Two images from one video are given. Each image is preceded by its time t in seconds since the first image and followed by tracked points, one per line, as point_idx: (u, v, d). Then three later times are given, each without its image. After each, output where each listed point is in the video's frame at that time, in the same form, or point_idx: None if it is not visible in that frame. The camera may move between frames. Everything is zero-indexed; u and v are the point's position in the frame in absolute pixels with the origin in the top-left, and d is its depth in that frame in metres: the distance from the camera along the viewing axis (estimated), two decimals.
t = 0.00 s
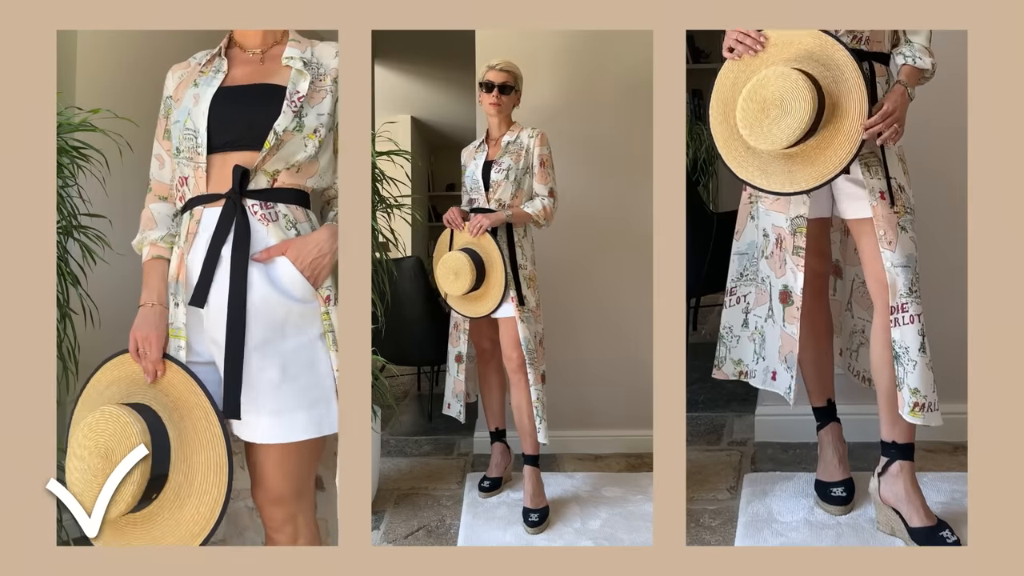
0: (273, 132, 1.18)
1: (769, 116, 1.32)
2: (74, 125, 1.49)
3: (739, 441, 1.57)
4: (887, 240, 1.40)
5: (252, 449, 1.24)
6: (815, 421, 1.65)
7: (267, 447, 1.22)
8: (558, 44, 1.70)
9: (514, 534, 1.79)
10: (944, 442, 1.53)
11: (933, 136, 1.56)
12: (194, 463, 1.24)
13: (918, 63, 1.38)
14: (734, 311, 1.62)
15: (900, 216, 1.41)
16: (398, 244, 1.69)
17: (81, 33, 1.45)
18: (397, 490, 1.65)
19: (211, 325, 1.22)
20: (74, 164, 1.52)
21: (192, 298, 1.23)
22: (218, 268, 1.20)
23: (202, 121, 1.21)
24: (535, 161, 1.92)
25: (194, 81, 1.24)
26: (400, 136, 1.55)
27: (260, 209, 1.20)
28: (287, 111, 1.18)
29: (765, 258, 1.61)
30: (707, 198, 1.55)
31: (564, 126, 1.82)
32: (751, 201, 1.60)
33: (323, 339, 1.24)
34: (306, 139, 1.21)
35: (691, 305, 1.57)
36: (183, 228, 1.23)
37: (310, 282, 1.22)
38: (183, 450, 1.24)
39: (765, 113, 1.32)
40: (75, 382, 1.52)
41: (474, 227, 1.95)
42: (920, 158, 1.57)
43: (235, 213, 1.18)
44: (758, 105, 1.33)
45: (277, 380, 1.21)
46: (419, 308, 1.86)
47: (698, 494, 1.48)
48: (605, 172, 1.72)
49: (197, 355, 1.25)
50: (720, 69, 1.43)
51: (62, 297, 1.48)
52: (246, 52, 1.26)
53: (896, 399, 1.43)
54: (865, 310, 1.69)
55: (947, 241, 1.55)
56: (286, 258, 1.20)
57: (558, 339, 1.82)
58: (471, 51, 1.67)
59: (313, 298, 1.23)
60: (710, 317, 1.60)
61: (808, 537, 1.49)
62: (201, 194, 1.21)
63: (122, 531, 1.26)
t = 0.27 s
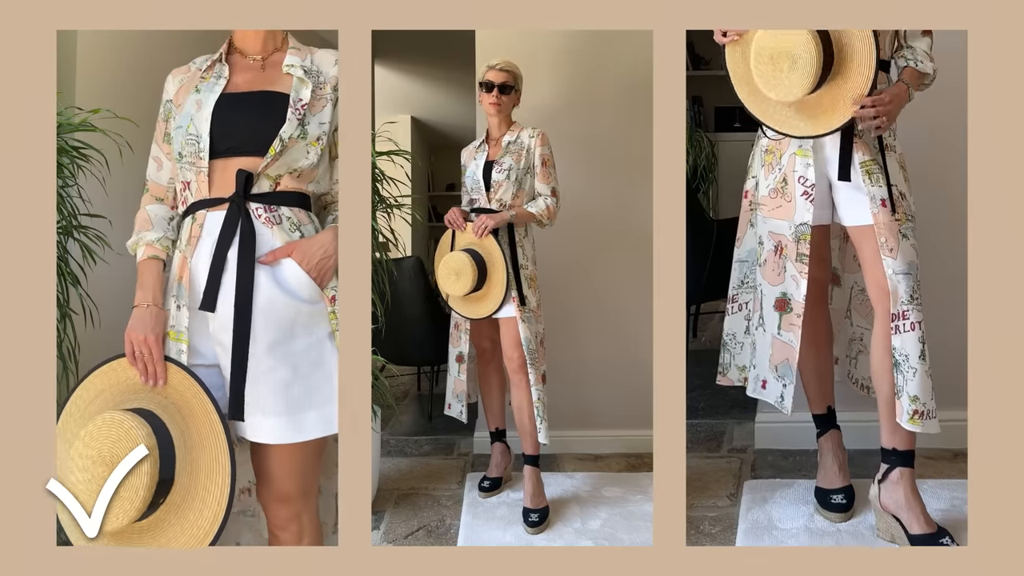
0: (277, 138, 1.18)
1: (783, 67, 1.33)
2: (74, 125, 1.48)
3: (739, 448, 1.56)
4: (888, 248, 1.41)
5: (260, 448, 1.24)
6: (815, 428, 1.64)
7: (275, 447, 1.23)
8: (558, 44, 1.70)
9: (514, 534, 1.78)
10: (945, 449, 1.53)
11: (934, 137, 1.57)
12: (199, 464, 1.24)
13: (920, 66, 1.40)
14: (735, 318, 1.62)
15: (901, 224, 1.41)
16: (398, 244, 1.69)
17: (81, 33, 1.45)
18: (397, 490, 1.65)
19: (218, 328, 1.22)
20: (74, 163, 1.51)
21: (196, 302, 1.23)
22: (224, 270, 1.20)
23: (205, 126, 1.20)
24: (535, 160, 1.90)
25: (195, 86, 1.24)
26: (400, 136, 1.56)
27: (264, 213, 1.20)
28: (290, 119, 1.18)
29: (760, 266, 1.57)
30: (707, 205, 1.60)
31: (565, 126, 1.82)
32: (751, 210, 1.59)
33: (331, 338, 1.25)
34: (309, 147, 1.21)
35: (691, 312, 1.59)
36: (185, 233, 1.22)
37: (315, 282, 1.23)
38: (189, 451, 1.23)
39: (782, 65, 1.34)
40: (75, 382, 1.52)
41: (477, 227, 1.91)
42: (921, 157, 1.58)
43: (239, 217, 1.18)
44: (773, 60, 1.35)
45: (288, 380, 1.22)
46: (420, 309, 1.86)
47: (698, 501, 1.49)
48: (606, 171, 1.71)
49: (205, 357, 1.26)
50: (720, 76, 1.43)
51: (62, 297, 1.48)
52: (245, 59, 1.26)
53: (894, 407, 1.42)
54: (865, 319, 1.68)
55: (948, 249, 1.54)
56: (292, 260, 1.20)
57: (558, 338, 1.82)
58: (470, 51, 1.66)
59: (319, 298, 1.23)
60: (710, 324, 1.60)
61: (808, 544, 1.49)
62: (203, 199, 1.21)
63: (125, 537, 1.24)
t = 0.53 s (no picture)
0: (272, 136, 1.18)
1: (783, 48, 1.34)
2: (74, 125, 1.48)
3: (739, 455, 1.56)
4: (889, 255, 1.41)
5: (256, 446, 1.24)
6: (815, 435, 1.64)
7: (272, 446, 1.23)
8: (558, 44, 1.71)
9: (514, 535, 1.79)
10: (944, 456, 1.54)
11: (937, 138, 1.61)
12: (218, 459, 1.23)
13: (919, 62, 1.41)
14: (742, 326, 1.59)
15: (902, 231, 1.41)
16: (398, 244, 1.69)
17: (81, 33, 1.44)
18: (397, 490, 1.65)
19: (217, 325, 1.22)
20: (74, 164, 1.51)
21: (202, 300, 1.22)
22: (222, 270, 1.20)
23: (204, 128, 1.21)
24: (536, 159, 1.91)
25: (197, 90, 1.24)
26: (400, 136, 1.56)
27: (262, 212, 1.20)
28: (285, 115, 1.19)
29: (759, 272, 1.56)
30: (707, 212, 1.59)
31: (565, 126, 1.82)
32: (753, 217, 1.58)
33: (327, 338, 1.25)
34: (306, 142, 1.21)
35: (691, 319, 1.59)
36: (188, 232, 1.23)
37: (312, 282, 1.22)
38: (208, 447, 1.23)
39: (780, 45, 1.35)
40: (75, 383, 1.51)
41: (477, 227, 1.90)
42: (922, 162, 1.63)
43: (237, 217, 1.19)
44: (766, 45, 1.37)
45: (281, 379, 1.22)
46: (420, 308, 1.86)
47: (698, 508, 1.49)
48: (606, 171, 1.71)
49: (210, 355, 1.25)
50: (720, 83, 1.44)
51: (62, 297, 1.48)
52: (247, 59, 1.26)
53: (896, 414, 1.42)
54: (866, 325, 1.66)
55: (948, 258, 1.57)
56: (288, 260, 1.21)
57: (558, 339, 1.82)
58: (470, 51, 1.66)
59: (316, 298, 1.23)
60: (710, 331, 1.61)
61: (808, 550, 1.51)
62: (205, 199, 1.22)
63: (152, 535, 1.25)
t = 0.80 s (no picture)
0: (266, 136, 1.18)
1: (784, 72, 1.32)
2: (74, 125, 1.49)
3: (739, 462, 1.61)
4: (889, 261, 1.40)
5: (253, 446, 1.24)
6: (814, 442, 1.66)
7: (270, 446, 1.24)
8: (559, 46, 1.70)
9: (514, 534, 1.78)
10: (944, 463, 1.57)
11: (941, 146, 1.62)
12: (221, 456, 1.23)
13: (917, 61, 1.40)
14: (743, 333, 1.57)
15: (902, 238, 1.40)
16: (398, 244, 1.68)
17: (81, 33, 1.45)
18: (397, 490, 1.65)
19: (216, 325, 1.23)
20: (74, 164, 1.51)
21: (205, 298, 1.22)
22: (218, 271, 1.20)
23: (202, 128, 1.21)
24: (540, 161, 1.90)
25: (197, 91, 1.25)
26: (400, 136, 1.56)
27: (258, 213, 1.20)
28: (279, 115, 1.18)
29: (760, 279, 1.54)
30: (707, 219, 1.61)
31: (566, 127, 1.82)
32: (752, 223, 1.56)
33: (324, 337, 1.25)
34: (302, 141, 1.20)
35: (691, 326, 1.61)
36: (188, 232, 1.23)
37: (307, 282, 1.22)
38: (210, 444, 1.23)
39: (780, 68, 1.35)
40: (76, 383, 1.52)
41: (482, 227, 1.91)
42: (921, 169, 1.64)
43: (235, 217, 1.19)
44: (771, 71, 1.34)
45: (276, 379, 1.23)
46: (419, 309, 1.86)
47: (698, 515, 1.50)
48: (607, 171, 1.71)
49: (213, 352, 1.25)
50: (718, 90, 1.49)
51: (62, 297, 1.48)
52: (247, 58, 1.26)
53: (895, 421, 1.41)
54: (866, 331, 1.65)
55: (948, 266, 1.59)
56: (282, 260, 1.20)
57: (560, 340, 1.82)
58: (471, 51, 1.66)
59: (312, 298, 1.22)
60: (710, 338, 1.62)
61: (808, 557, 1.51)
62: (205, 199, 1.22)
63: (159, 535, 1.25)
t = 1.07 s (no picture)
0: (278, 135, 1.19)
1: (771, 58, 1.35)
2: (74, 124, 1.50)
3: (740, 469, 1.57)
4: (889, 268, 1.40)
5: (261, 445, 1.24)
6: (814, 449, 1.64)
7: (279, 446, 1.24)
8: (563, 51, 1.70)
9: (514, 534, 1.78)
10: (943, 470, 1.56)
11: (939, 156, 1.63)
12: (224, 456, 1.23)
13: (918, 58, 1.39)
14: (746, 340, 1.59)
15: (902, 245, 1.41)
16: (398, 244, 1.67)
17: (81, 33, 1.44)
18: (397, 490, 1.65)
19: (221, 325, 1.23)
20: (74, 163, 1.52)
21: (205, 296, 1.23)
22: (225, 270, 1.20)
23: (211, 124, 1.21)
24: (545, 164, 1.88)
25: (202, 84, 1.24)
26: (400, 136, 1.56)
27: (267, 212, 1.21)
28: (293, 114, 1.20)
29: (762, 286, 1.55)
30: (706, 227, 1.58)
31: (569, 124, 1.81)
32: (753, 231, 1.57)
33: (330, 337, 1.25)
34: (312, 141, 1.22)
35: (691, 333, 1.59)
36: (191, 230, 1.23)
37: (316, 282, 1.23)
38: (213, 444, 1.23)
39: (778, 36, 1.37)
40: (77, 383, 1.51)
41: (499, 228, 1.99)
42: (920, 173, 1.65)
43: (243, 216, 1.19)
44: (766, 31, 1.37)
45: (285, 379, 1.23)
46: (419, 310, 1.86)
47: (698, 523, 1.50)
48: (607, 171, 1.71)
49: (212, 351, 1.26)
50: (718, 96, 1.48)
51: (62, 297, 1.48)
52: (254, 54, 1.26)
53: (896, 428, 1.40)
54: (866, 338, 1.66)
55: (948, 272, 1.60)
56: (292, 260, 1.21)
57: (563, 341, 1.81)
58: (470, 51, 1.65)
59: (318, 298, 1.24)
60: (710, 345, 1.62)
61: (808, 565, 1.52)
62: (209, 196, 1.21)
63: (163, 536, 1.25)
